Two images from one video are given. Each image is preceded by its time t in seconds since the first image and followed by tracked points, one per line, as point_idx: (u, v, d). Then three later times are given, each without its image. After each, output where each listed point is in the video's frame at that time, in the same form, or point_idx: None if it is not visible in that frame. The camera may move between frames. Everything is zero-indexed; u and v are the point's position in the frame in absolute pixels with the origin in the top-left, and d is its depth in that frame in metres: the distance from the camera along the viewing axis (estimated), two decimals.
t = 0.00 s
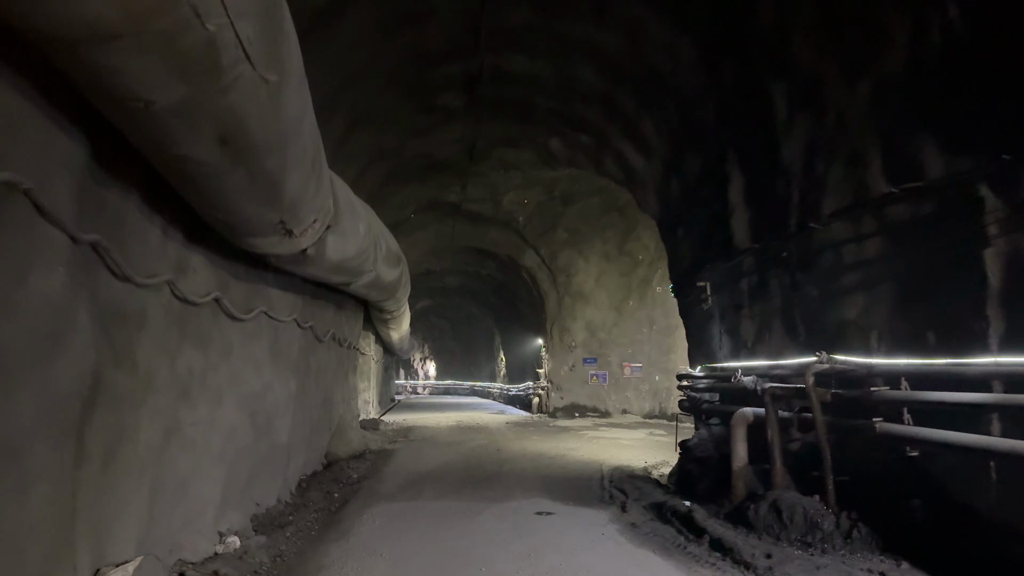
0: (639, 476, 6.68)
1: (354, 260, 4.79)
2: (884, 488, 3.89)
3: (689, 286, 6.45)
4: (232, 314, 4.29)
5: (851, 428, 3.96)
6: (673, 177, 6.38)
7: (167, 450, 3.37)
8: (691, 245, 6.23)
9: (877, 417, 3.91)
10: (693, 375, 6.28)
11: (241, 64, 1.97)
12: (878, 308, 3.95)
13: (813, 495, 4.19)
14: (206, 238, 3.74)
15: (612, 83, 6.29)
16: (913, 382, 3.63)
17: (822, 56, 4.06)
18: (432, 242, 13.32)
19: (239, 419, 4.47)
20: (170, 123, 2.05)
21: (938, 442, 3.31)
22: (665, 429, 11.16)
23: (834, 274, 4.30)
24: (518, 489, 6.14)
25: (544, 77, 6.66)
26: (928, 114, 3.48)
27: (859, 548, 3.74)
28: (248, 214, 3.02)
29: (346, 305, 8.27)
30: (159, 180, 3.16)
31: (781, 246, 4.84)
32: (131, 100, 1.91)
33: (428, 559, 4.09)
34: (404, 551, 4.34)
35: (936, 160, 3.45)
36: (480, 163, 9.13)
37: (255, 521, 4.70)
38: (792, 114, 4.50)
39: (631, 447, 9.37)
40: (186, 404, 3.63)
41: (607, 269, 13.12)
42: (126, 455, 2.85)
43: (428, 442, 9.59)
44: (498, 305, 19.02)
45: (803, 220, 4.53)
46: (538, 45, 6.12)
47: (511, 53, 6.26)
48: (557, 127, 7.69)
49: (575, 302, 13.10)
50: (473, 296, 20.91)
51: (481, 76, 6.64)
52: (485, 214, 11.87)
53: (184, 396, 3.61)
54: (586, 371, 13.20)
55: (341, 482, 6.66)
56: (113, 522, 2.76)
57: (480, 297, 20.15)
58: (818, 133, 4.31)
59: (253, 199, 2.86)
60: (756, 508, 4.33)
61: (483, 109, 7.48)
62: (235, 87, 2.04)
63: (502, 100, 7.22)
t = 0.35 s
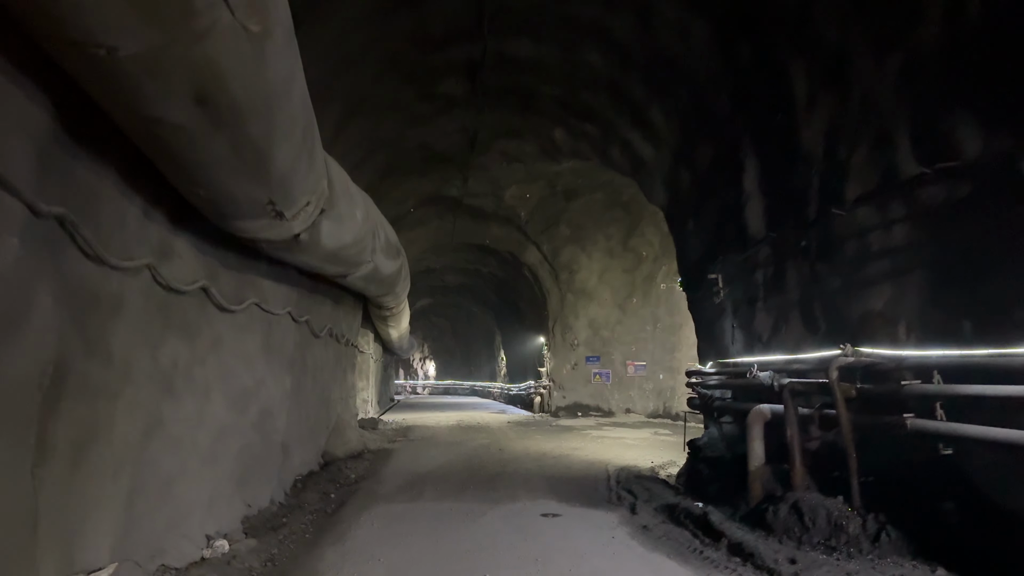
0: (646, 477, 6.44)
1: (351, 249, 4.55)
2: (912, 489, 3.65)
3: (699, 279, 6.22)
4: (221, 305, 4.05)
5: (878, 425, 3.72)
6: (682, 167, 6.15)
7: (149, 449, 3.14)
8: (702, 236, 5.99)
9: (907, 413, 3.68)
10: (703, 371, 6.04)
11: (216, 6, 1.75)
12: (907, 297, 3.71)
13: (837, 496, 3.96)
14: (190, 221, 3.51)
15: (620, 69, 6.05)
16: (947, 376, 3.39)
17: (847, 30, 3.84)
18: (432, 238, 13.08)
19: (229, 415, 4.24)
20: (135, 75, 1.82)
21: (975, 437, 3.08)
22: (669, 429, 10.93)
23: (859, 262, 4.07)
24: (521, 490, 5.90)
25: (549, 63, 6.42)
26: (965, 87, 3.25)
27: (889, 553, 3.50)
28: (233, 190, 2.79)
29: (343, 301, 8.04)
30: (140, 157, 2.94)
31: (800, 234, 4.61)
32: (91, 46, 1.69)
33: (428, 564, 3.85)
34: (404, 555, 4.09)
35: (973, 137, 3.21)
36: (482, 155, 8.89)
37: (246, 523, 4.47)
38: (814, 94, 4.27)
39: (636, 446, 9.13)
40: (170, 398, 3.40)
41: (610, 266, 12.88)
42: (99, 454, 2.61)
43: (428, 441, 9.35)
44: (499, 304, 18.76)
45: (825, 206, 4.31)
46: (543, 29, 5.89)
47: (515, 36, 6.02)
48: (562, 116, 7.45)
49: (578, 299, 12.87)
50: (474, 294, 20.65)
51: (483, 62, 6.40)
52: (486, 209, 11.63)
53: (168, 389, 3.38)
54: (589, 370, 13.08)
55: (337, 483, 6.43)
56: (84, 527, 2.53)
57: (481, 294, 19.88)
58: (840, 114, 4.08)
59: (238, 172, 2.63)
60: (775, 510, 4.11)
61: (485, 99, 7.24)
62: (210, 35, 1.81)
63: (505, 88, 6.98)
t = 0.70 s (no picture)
0: (657, 478, 6.20)
1: (349, 238, 4.30)
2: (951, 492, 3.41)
3: (712, 272, 5.97)
4: (211, 296, 3.80)
5: (915, 422, 3.47)
6: (695, 155, 5.91)
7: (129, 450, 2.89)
8: (715, 227, 5.75)
9: (946, 409, 3.43)
10: (717, 368, 5.79)
11: None
12: (945, 286, 3.46)
13: (868, 499, 3.72)
14: (175, 204, 3.26)
15: (630, 53, 5.82)
16: (992, 369, 3.14)
17: (877, 0, 3.59)
18: (433, 234, 12.84)
19: (220, 413, 3.99)
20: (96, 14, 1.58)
21: None
22: (676, 429, 10.68)
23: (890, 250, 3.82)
24: (527, 491, 5.65)
25: (555, 48, 6.18)
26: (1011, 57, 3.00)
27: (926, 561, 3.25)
28: (219, 165, 2.55)
29: (342, 297, 7.79)
30: (117, 130, 2.69)
31: (824, 222, 4.37)
32: None
33: (432, 572, 3.59)
34: (405, 561, 3.84)
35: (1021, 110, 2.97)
36: (484, 147, 8.64)
37: (237, 527, 4.22)
38: (841, 73, 4.03)
39: (644, 447, 8.89)
40: (153, 394, 3.15)
41: (615, 263, 12.63)
42: (69, 456, 2.36)
43: (429, 441, 9.10)
44: (500, 302, 18.50)
45: (852, 191, 4.06)
46: (550, 10, 5.65)
47: (521, 19, 5.78)
48: (568, 105, 7.21)
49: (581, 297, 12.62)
50: (475, 293, 20.39)
51: (487, 47, 6.16)
52: (488, 205, 11.38)
53: (151, 385, 3.13)
54: (593, 369, 12.84)
55: (335, 485, 6.18)
56: (50, 537, 2.28)
57: (482, 293, 19.63)
58: (869, 92, 3.83)
59: (223, 144, 2.39)
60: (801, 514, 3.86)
61: (489, 87, 6.99)
62: None
63: (509, 75, 6.74)
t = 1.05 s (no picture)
0: (667, 476, 5.97)
1: (348, 220, 4.08)
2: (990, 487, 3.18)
3: (724, 262, 5.74)
4: (201, 279, 3.58)
5: (952, 413, 3.24)
6: (707, 139, 5.68)
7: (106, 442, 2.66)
8: (729, 214, 5.53)
9: (986, 399, 3.20)
10: (731, 361, 5.56)
11: None
12: (984, 268, 3.24)
13: (900, 495, 3.49)
14: (159, 178, 3.04)
15: (641, 33, 5.60)
16: None
17: None
18: (433, 229, 12.61)
19: (211, 405, 3.76)
20: None
21: None
22: (682, 427, 10.44)
23: (922, 231, 3.60)
24: (534, 489, 5.43)
25: (562, 30, 5.96)
26: None
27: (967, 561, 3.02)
28: (203, 125, 2.33)
29: (340, 290, 7.56)
30: (93, 91, 2.47)
31: (848, 204, 4.15)
32: None
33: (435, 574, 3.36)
34: (407, 561, 3.62)
35: None
36: (487, 137, 8.41)
37: (229, 526, 3.99)
38: (868, 45, 3.81)
39: (651, 445, 8.66)
40: (136, 382, 2.93)
41: (619, 258, 12.40)
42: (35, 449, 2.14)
43: (430, 439, 8.87)
44: (501, 300, 18.24)
45: (880, 170, 3.84)
46: None
47: None
48: (574, 91, 6.99)
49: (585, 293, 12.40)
50: (476, 291, 20.15)
51: (492, 28, 5.94)
52: (490, 198, 11.16)
53: (134, 371, 2.90)
54: (596, 366, 12.59)
55: (333, 483, 5.95)
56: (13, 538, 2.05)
57: (483, 291, 19.39)
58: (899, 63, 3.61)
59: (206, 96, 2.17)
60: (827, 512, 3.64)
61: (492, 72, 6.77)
62: None
63: (513, 59, 6.52)
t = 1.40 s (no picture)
0: (675, 474, 5.74)
1: (342, 202, 3.84)
2: None
3: (736, 251, 5.52)
4: (183, 263, 3.35)
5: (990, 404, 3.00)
6: (718, 123, 5.46)
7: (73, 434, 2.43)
8: (741, 201, 5.30)
9: None
10: (743, 354, 5.33)
11: None
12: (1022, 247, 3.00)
13: (931, 494, 3.25)
14: (133, 149, 2.82)
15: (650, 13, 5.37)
16: None
17: None
18: (432, 224, 12.38)
19: (195, 397, 3.52)
20: None
21: None
22: (686, 425, 10.17)
23: (954, 211, 3.36)
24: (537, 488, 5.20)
25: (567, 11, 5.73)
26: None
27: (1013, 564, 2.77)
28: (174, 79, 2.10)
29: (337, 282, 7.32)
30: (55, 45, 2.25)
31: (872, 185, 3.92)
32: None
33: None
34: (404, 564, 3.37)
35: None
36: (488, 127, 8.19)
37: (215, 526, 3.76)
38: (894, 14, 3.58)
39: (657, 443, 8.43)
40: (109, 369, 2.70)
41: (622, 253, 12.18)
42: None
43: (430, 437, 8.64)
44: (502, 297, 17.99)
45: (907, 147, 3.61)
46: None
47: None
48: (579, 77, 6.76)
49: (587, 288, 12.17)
50: (476, 289, 19.93)
51: (494, 9, 5.71)
52: (491, 192, 10.93)
53: (105, 358, 2.67)
54: (599, 363, 12.40)
55: (328, 481, 5.71)
56: None
57: (483, 289, 19.16)
58: (928, 31, 3.39)
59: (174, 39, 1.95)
60: (853, 512, 3.40)
61: (493, 57, 6.54)
62: None
63: (516, 43, 6.30)
